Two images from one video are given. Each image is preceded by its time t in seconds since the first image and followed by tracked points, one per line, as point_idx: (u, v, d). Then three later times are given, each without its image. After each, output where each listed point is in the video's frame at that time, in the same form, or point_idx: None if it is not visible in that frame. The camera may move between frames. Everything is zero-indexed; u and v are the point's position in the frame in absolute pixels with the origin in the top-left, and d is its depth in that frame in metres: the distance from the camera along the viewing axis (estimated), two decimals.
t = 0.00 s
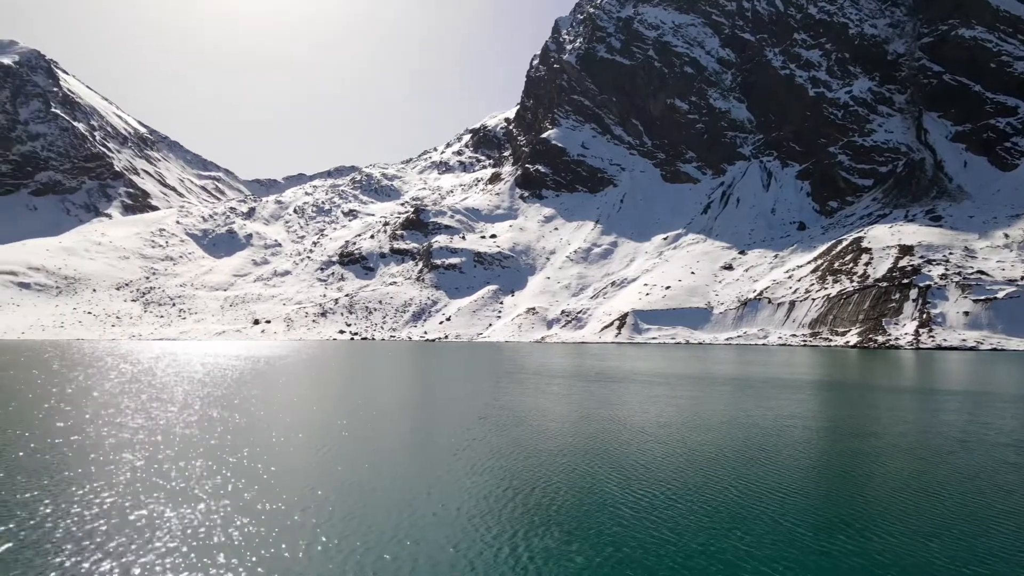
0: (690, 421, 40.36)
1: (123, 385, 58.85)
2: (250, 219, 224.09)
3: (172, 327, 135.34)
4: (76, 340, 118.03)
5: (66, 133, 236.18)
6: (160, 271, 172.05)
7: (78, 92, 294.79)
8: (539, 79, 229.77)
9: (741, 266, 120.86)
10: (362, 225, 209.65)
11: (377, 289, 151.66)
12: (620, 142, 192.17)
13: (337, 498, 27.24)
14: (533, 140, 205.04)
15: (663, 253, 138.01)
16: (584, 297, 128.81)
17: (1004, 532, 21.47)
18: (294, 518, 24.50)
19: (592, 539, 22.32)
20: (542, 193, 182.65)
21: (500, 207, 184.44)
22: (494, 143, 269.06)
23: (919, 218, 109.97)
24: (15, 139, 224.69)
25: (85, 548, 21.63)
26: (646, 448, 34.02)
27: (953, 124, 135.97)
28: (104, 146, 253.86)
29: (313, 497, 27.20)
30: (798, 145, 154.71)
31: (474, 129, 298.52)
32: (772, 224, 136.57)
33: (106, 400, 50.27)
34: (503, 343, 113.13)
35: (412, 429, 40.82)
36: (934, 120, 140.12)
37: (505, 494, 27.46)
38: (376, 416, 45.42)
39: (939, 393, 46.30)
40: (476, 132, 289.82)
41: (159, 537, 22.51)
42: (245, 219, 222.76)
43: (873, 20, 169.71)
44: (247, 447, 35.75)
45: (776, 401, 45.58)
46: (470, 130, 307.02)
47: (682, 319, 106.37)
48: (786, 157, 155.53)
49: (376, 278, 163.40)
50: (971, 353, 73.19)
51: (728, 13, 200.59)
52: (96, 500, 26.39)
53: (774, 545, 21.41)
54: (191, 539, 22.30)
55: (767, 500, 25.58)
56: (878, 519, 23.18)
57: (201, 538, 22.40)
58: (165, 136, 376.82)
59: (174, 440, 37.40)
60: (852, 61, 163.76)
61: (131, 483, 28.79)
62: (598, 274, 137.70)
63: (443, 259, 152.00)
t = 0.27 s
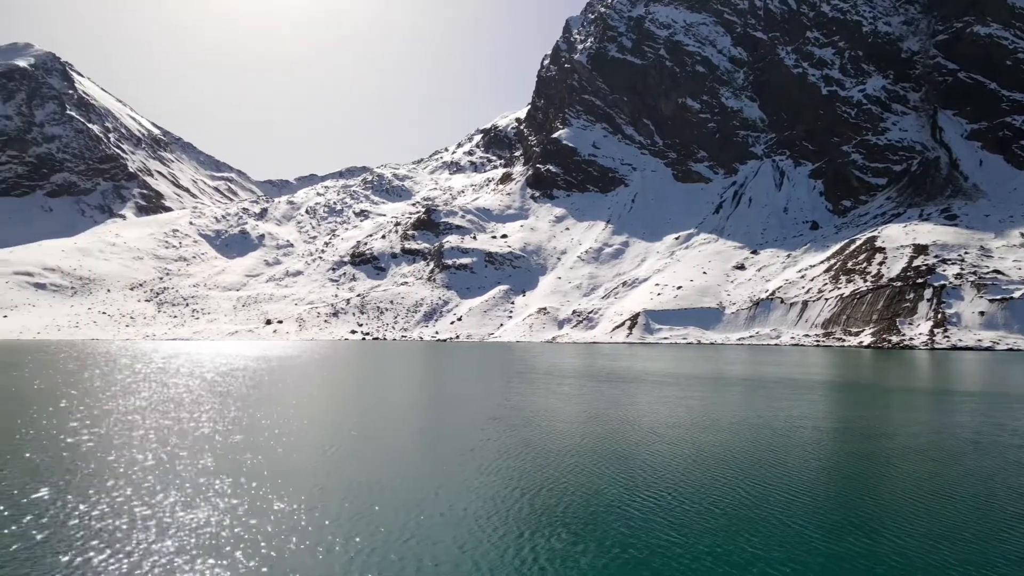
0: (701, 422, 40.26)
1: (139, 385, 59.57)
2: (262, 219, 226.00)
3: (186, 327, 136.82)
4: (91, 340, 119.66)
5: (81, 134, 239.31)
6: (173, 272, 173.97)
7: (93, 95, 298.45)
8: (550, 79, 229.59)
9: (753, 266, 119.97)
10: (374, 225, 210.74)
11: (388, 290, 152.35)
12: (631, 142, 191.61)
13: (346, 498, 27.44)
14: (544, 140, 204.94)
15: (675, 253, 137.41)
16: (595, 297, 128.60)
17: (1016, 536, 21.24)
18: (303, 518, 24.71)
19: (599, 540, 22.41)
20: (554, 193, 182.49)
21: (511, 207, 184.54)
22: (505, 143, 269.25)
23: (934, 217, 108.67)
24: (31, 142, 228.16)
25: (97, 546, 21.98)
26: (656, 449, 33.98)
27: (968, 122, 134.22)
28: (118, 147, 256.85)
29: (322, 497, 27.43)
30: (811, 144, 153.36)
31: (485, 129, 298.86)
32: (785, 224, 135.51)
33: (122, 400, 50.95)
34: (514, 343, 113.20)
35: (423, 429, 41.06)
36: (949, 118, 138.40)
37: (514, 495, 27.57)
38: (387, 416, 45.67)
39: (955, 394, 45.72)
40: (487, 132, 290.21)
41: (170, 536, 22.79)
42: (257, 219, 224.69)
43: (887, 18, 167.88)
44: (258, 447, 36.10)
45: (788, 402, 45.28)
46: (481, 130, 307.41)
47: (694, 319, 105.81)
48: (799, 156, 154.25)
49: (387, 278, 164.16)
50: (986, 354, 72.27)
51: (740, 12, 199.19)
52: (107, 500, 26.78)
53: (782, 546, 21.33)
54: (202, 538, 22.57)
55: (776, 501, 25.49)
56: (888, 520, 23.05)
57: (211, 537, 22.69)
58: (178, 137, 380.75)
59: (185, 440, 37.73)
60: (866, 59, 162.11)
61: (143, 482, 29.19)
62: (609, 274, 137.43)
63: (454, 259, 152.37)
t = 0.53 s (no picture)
0: (714, 422, 40.13)
1: (156, 384, 60.40)
2: (276, 220, 228.10)
3: (201, 327, 138.48)
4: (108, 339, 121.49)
5: (98, 137, 243.04)
6: (189, 272, 176.12)
7: (109, 96, 302.57)
8: (563, 79, 229.25)
9: (767, 266, 118.96)
10: (387, 226, 211.86)
11: (401, 290, 153.05)
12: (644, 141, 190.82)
13: (356, 497, 27.75)
14: (557, 139, 204.76)
15: (688, 252, 136.65)
16: (608, 296, 128.26)
17: None
18: (313, 517, 25.04)
19: (607, 540, 22.52)
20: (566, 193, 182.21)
21: (524, 207, 184.61)
22: (518, 143, 269.35)
23: (951, 216, 107.13)
24: (49, 143, 230.00)
25: (112, 545, 22.44)
26: (668, 450, 33.96)
27: (986, 120, 132.17)
28: (134, 149, 260.29)
29: (332, 496, 27.74)
30: (826, 143, 151.77)
31: (498, 129, 299.11)
32: (799, 223, 134.28)
33: (139, 399, 51.69)
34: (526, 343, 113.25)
35: (434, 429, 41.34)
36: (966, 115, 136.31)
37: (523, 495, 27.71)
38: (400, 416, 46.06)
39: (972, 395, 45.11)
40: (499, 132, 290.51)
41: (184, 535, 23.19)
42: (271, 220, 226.78)
43: (903, 14, 165.60)
44: (271, 446, 36.52)
45: (802, 403, 44.96)
46: (494, 130, 307.73)
47: (707, 319, 105.16)
48: (813, 155, 152.73)
49: (400, 278, 164.95)
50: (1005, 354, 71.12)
51: (754, 10, 197.49)
52: (122, 499, 27.27)
53: (792, 549, 21.23)
54: (214, 536, 22.97)
55: (786, 503, 25.40)
56: (900, 523, 22.90)
57: (224, 535, 23.09)
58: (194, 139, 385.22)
59: (200, 439, 38.31)
60: (882, 56, 160.09)
61: (158, 481, 29.68)
62: (622, 273, 137.02)
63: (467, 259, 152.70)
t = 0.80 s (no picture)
0: (725, 423, 39.93)
1: (171, 384, 61.13)
2: (288, 220, 229.87)
3: (213, 327, 139.84)
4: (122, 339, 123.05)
5: (112, 138, 246.41)
6: (201, 273, 177.93)
7: (122, 98, 306.12)
8: (574, 79, 228.99)
9: (780, 265, 118.06)
10: (398, 226, 212.82)
11: (412, 290, 153.66)
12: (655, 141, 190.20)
13: (363, 498, 27.86)
14: (568, 139, 204.56)
15: (699, 252, 135.97)
16: (619, 297, 127.95)
17: None
18: (320, 517, 25.23)
19: (615, 542, 22.46)
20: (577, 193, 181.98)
21: (534, 207, 184.66)
22: (528, 143, 269.42)
23: (966, 215, 105.75)
24: (64, 145, 232.71)
25: (123, 543, 22.73)
26: (678, 450, 33.85)
27: (1001, 118, 130.39)
28: (147, 151, 263.24)
29: (341, 496, 27.94)
30: (838, 142, 150.36)
31: (509, 129, 299.39)
32: (812, 222, 133.15)
33: (153, 399, 52.30)
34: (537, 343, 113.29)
35: (444, 429, 41.48)
36: (981, 114, 134.57)
37: (531, 496, 27.74)
38: (410, 416, 46.28)
39: (988, 396, 44.54)
40: (510, 132, 290.80)
41: (193, 534, 23.44)
42: (283, 220, 228.57)
43: (917, 12, 163.73)
44: (281, 446, 36.83)
45: (814, 404, 44.62)
46: (504, 130, 308.09)
47: (719, 319, 104.55)
48: (826, 154, 151.38)
49: (411, 278, 165.60)
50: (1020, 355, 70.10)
51: (765, 8, 196.11)
52: (132, 499, 27.50)
53: (802, 551, 21.14)
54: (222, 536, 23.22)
55: (797, 505, 25.19)
56: (912, 526, 22.64)
57: (232, 534, 23.33)
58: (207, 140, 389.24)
59: (211, 439, 38.61)
60: (895, 54, 158.41)
61: (170, 480, 30.03)
62: (633, 273, 136.67)
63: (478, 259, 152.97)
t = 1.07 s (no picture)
0: (736, 423, 39.79)
1: (185, 384, 61.80)
2: (299, 221, 231.41)
3: (225, 327, 141.08)
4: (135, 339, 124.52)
5: (125, 139, 249.70)
6: (213, 273, 179.59)
7: (135, 100, 309.60)
8: (584, 78, 228.65)
9: (791, 265, 117.20)
10: (408, 226, 213.60)
11: (422, 290, 154.14)
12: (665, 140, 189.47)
13: (371, 497, 28.06)
14: (578, 139, 204.30)
15: (710, 252, 135.30)
16: (630, 297, 127.65)
17: None
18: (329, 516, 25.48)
19: (622, 543, 22.50)
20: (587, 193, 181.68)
21: (545, 207, 184.60)
22: (539, 143, 269.32)
23: (980, 214, 104.46)
24: (78, 147, 235.50)
25: (134, 542, 23.07)
26: (687, 451, 33.80)
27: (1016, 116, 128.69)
28: (159, 152, 266.00)
29: (350, 496, 28.15)
30: (851, 141, 149.02)
31: (519, 129, 299.42)
32: (824, 222, 132.07)
33: (167, 399, 52.89)
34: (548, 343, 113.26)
35: (453, 429, 41.67)
36: (995, 112, 132.91)
37: (539, 497, 27.83)
38: (420, 416, 46.51)
39: (1002, 397, 43.98)
40: (520, 132, 290.92)
41: (202, 533, 23.74)
42: (294, 221, 230.13)
43: (930, 9, 162.00)
44: (291, 445, 37.17)
45: (826, 404, 44.32)
46: (514, 130, 308.26)
47: (730, 319, 103.97)
48: (838, 153, 150.08)
49: (422, 278, 166.13)
50: None
51: (777, 7, 194.80)
52: (144, 498, 27.89)
53: (809, 553, 21.07)
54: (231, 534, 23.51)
55: (806, 507, 25.08)
56: (923, 528, 22.48)
57: (241, 534, 23.58)
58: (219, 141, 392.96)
59: (223, 439, 38.94)
60: (909, 53, 156.80)
61: (180, 479, 30.39)
62: (643, 273, 136.25)
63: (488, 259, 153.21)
